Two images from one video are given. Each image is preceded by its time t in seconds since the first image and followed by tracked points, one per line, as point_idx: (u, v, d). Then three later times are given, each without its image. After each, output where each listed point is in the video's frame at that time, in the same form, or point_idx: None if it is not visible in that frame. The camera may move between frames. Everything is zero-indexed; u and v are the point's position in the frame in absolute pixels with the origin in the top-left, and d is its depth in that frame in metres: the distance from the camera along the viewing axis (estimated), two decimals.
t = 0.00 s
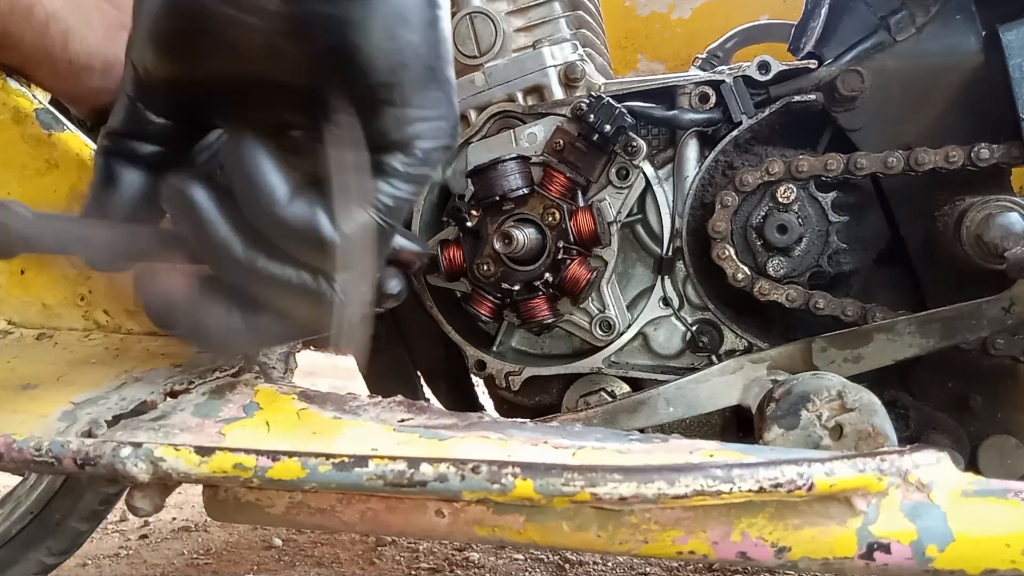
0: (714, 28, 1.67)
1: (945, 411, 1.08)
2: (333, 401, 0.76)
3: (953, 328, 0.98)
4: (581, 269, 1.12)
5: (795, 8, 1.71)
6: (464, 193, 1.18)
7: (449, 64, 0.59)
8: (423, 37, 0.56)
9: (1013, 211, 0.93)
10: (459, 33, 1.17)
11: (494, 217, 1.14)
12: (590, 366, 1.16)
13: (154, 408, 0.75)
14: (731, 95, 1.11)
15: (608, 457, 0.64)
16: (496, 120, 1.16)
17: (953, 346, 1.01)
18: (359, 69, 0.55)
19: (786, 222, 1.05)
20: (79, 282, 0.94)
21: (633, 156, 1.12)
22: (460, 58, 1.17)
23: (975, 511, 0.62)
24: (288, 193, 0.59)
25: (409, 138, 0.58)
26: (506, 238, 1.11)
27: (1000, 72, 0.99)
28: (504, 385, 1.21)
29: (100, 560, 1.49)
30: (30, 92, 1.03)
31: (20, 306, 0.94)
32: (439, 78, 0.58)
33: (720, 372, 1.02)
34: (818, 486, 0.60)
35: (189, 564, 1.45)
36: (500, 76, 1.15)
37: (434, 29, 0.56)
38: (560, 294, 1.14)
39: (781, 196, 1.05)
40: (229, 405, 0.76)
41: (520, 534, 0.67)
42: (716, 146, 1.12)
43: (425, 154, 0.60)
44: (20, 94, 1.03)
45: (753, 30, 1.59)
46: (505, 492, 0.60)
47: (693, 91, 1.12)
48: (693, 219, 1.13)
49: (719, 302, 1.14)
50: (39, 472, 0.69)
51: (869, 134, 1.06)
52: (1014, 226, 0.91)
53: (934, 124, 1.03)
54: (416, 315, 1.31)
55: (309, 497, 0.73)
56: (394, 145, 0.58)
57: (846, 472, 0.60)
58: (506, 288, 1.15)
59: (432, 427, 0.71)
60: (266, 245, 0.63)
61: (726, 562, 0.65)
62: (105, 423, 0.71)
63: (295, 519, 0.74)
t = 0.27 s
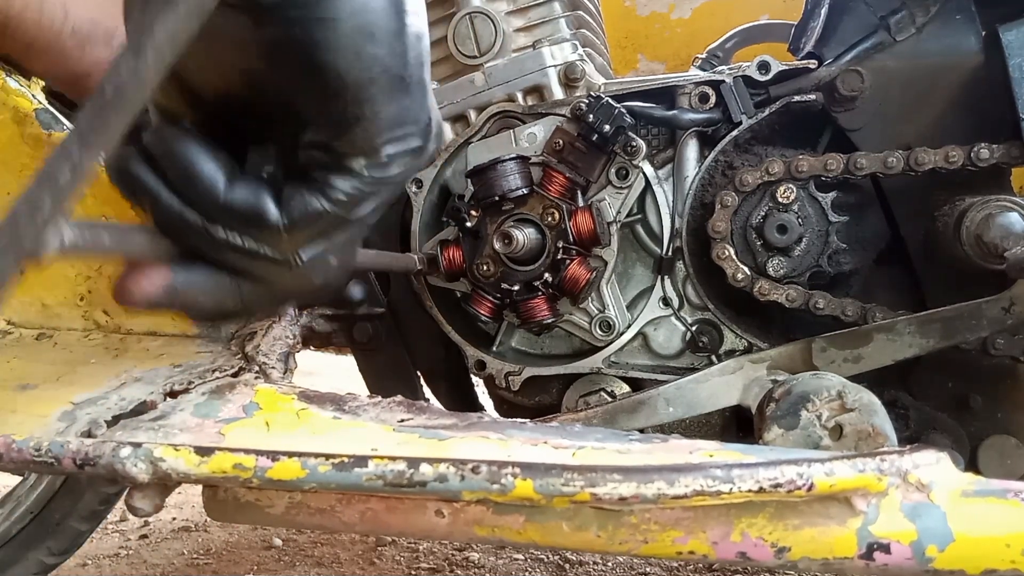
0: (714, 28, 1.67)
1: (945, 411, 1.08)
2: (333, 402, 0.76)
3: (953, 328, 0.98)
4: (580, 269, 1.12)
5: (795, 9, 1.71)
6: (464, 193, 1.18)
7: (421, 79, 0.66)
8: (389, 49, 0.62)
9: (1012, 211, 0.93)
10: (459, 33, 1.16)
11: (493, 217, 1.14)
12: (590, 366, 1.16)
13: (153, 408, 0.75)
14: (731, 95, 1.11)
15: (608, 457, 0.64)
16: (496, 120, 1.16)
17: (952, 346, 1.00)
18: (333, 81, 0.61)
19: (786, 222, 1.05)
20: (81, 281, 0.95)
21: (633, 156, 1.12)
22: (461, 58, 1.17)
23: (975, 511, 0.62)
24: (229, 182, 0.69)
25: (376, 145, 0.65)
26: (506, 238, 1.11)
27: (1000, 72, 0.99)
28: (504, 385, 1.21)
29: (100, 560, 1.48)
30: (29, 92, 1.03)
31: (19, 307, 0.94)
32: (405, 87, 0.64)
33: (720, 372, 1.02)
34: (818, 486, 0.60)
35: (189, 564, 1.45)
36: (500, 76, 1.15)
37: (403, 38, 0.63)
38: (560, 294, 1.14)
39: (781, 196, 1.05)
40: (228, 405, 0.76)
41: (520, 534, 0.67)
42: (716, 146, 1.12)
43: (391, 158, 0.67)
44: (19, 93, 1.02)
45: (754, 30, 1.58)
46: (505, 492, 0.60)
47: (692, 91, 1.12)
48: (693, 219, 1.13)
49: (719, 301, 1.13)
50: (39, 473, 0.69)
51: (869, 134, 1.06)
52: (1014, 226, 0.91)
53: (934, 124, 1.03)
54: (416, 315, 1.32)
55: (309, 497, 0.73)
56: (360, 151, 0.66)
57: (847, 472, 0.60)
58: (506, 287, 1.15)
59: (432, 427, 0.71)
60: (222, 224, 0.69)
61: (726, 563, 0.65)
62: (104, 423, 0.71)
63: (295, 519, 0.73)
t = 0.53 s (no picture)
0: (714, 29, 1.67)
1: (945, 410, 1.08)
2: (332, 401, 0.76)
3: (952, 328, 0.98)
4: (580, 269, 1.12)
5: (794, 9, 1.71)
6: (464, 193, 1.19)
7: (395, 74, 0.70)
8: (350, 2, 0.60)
9: (1012, 211, 0.93)
10: (459, 33, 1.15)
11: (494, 217, 1.15)
12: (590, 366, 1.16)
13: (153, 408, 0.75)
14: (730, 95, 1.10)
15: (607, 457, 0.64)
16: (496, 120, 1.15)
17: (952, 346, 1.00)
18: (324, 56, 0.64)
19: (786, 222, 1.05)
20: (81, 281, 0.94)
21: (632, 155, 1.12)
22: (460, 58, 1.16)
23: (975, 511, 0.62)
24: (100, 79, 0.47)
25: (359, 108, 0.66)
26: (506, 238, 1.11)
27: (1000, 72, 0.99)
28: (504, 385, 1.21)
29: (100, 560, 1.48)
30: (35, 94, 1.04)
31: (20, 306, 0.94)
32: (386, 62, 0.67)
33: (719, 372, 1.02)
34: (817, 486, 0.60)
35: (189, 564, 1.45)
36: (500, 76, 1.15)
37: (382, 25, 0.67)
38: (560, 294, 1.14)
39: (780, 196, 1.05)
40: (228, 405, 0.75)
41: (519, 534, 0.67)
42: (716, 146, 1.12)
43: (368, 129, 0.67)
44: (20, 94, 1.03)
45: (753, 30, 1.59)
46: (504, 492, 0.60)
47: (692, 91, 1.12)
48: (693, 219, 1.13)
49: (718, 301, 1.14)
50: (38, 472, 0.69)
51: (869, 134, 1.06)
52: (1014, 226, 0.91)
53: (934, 124, 1.03)
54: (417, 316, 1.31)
55: (309, 497, 0.73)
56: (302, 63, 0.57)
57: (846, 472, 0.60)
58: (506, 287, 1.15)
59: (432, 427, 0.71)
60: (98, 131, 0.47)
61: (726, 563, 0.65)
62: (104, 423, 0.71)
63: (294, 519, 0.73)
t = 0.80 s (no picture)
0: (714, 29, 1.67)
1: (944, 411, 1.08)
2: (332, 401, 0.76)
3: (952, 328, 0.98)
4: (580, 269, 1.12)
5: (794, 9, 1.71)
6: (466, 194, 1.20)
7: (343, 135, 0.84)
8: None
9: (1012, 211, 0.93)
10: (459, 33, 1.14)
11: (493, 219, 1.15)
12: (590, 366, 1.16)
13: (152, 408, 0.75)
14: (730, 95, 1.10)
15: (607, 458, 0.64)
16: (496, 120, 1.15)
17: (952, 346, 1.00)
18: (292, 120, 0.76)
19: (786, 222, 1.05)
20: (80, 281, 0.94)
21: (632, 156, 1.12)
22: (460, 58, 1.15)
23: (976, 511, 0.62)
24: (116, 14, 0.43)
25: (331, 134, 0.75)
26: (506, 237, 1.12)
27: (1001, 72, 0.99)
28: (504, 385, 1.21)
29: (100, 560, 1.48)
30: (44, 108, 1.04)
31: (19, 306, 0.94)
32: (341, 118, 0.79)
33: (719, 372, 1.02)
34: (818, 486, 0.59)
35: (189, 564, 1.45)
36: (500, 76, 1.14)
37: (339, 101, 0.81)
38: (559, 294, 1.14)
39: (780, 196, 1.05)
40: (227, 404, 0.75)
41: (519, 535, 0.67)
42: (716, 146, 1.12)
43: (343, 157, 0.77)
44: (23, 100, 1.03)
45: (753, 30, 1.59)
46: (504, 492, 0.60)
47: (692, 91, 1.12)
48: (693, 219, 1.13)
49: (718, 301, 1.14)
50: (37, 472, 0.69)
51: (869, 134, 1.06)
52: (1014, 226, 0.90)
53: (934, 124, 1.03)
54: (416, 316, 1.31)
55: (308, 497, 0.72)
56: None
57: (846, 472, 0.60)
58: (506, 287, 1.15)
59: (431, 427, 0.71)
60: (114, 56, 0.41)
61: (726, 563, 0.65)
62: (103, 422, 0.71)
63: (294, 519, 0.73)
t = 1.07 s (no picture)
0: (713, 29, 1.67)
1: (944, 411, 1.08)
2: (331, 401, 0.76)
3: (952, 328, 0.98)
4: (580, 269, 1.13)
5: (793, 9, 1.72)
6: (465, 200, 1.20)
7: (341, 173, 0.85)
8: None
9: (1012, 211, 0.93)
10: (458, 33, 1.14)
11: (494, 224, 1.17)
12: (589, 366, 1.16)
13: (152, 409, 0.75)
14: (730, 95, 1.10)
15: (607, 458, 0.64)
16: (496, 119, 1.16)
17: (952, 346, 1.00)
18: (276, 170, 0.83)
19: (786, 222, 1.05)
20: (79, 280, 0.94)
21: (632, 155, 1.13)
22: (460, 58, 1.15)
23: (976, 511, 0.62)
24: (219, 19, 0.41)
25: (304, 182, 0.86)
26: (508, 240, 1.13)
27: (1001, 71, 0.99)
28: (504, 385, 1.21)
29: (100, 560, 1.48)
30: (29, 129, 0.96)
31: (19, 306, 0.94)
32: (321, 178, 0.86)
33: (719, 372, 1.02)
34: (817, 486, 0.59)
35: (189, 564, 1.45)
36: (499, 76, 1.14)
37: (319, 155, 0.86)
38: (559, 294, 1.15)
39: (780, 196, 1.05)
40: (227, 405, 0.75)
41: (518, 535, 0.67)
42: (716, 146, 1.12)
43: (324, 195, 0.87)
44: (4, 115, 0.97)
45: (753, 30, 1.59)
46: (503, 492, 0.60)
47: (692, 91, 1.12)
48: (692, 219, 1.13)
49: (717, 301, 1.14)
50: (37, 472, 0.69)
51: (868, 134, 1.06)
52: (1013, 226, 0.90)
53: (934, 124, 1.03)
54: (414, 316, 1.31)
55: (308, 498, 0.72)
56: None
57: (846, 472, 0.60)
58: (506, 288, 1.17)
59: (430, 427, 0.71)
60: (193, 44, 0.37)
61: (725, 563, 0.65)
62: (102, 422, 0.71)
63: (293, 519, 0.73)
